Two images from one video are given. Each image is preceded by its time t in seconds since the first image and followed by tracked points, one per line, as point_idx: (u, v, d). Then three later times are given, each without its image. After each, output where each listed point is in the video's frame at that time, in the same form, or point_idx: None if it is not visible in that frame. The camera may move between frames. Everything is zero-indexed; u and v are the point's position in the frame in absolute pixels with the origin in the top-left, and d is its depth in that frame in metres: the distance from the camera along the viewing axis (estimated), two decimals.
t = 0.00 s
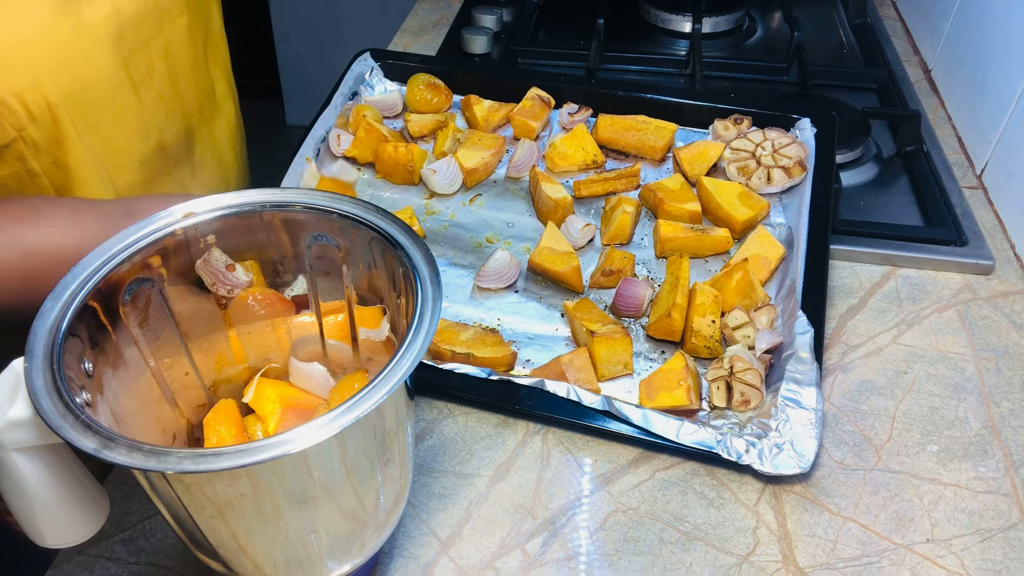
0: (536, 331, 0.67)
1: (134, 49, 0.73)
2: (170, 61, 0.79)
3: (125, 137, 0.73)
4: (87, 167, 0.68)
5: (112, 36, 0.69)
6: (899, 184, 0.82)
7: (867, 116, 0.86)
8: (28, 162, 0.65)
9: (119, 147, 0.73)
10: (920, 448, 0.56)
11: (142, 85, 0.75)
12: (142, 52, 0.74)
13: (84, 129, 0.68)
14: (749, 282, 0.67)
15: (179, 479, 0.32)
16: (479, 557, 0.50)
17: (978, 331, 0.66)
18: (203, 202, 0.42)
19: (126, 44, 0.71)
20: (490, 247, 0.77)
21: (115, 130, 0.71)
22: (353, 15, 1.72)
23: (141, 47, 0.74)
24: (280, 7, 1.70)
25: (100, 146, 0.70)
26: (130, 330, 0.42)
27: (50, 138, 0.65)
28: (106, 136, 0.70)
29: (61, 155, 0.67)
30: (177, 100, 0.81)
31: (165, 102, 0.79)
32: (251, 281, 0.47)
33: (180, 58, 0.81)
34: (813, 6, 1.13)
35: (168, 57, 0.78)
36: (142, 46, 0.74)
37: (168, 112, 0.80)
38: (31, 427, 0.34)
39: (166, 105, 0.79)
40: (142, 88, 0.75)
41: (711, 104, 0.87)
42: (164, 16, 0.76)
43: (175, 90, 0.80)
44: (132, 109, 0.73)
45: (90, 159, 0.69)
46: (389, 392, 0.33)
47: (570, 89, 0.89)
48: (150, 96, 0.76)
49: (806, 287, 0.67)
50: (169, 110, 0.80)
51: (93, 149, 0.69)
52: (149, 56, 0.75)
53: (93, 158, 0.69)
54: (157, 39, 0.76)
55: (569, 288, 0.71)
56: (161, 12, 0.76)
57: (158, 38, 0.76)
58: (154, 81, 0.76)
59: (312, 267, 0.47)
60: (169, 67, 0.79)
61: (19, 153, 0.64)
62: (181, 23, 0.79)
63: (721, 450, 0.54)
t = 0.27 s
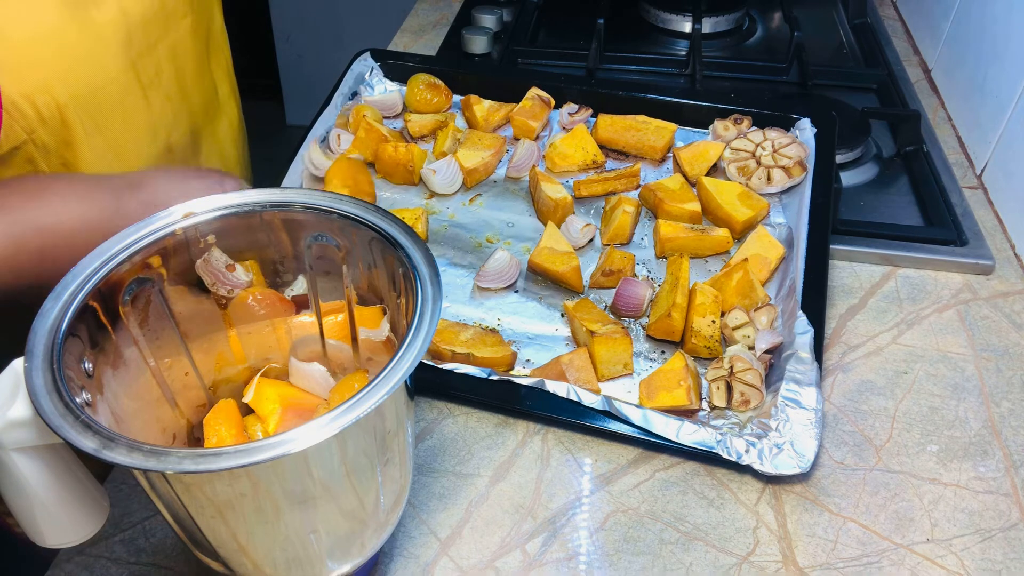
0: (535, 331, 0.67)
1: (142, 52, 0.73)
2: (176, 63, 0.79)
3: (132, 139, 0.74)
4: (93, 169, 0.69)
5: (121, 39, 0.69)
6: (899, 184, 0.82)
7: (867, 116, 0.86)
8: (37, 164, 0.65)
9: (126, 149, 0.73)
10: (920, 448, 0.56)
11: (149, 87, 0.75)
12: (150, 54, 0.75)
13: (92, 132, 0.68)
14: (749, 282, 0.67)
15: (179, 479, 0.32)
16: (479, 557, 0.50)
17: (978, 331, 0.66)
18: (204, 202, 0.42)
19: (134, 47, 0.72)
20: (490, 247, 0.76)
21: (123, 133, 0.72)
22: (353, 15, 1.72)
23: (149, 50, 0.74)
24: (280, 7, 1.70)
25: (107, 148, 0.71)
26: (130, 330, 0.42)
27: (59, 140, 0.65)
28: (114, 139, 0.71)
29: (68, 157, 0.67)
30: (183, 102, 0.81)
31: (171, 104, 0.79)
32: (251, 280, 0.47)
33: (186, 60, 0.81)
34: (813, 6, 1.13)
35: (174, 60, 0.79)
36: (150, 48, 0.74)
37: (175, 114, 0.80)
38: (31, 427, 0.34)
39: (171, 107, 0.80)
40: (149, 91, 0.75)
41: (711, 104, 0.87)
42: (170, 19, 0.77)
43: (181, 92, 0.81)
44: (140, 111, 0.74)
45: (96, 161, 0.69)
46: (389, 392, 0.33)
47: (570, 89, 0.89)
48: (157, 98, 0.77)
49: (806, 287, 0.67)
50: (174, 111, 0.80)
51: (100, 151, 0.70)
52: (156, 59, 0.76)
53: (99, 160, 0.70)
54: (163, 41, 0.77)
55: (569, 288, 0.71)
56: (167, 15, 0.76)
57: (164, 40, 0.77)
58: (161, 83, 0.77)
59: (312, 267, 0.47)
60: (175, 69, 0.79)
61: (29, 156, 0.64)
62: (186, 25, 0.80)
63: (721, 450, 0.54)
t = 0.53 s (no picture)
0: (535, 331, 0.67)
1: (142, 53, 0.73)
2: (175, 63, 0.80)
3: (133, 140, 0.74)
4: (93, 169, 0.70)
5: (121, 41, 0.70)
6: (899, 184, 0.82)
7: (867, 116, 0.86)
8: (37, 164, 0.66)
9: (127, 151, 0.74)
10: (919, 448, 0.56)
11: (150, 89, 0.75)
12: (149, 55, 0.75)
13: (92, 133, 0.69)
14: (748, 283, 0.67)
15: (179, 479, 0.32)
16: (479, 557, 0.50)
17: (978, 331, 0.66)
18: (204, 202, 0.42)
19: (135, 48, 0.72)
20: (490, 248, 0.77)
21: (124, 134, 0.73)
22: (353, 15, 1.72)
23: (149, 51, 0.74)
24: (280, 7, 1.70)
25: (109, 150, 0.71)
26: (130, 330, 0.42)
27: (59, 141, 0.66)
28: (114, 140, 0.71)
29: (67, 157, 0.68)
30: (183, 102, 0.82)
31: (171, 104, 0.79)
32: (251, 280, 0.47)
33: (185, 60, 0.81)
34: (812, 6, 1.13)
35: (173, 60, 0.79)
36: (150, 49, 0.74)
37: (175, 114, 0.80)
38: (31, 426, 0.34)
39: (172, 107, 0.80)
40: (150, 92, 0.75)
41: (711, 104, 0.87)
42: (169, 19, 0.76)
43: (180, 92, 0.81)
44: (140, 112, 0.74)
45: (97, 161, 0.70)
46: (389, 392, 0.33)
47: (571, 89, 0.89)
48: (157, 100, 0.77)
49: (806, 288, 0.67)
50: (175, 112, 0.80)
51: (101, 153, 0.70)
52: (156, 59, 0.76)
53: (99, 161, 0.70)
54: (163, 41, 0.76)
55: (569, 288, 0.71)
56: (166, 15, 0.76)
57: (164, 41, 0.77)
58: (161, 84, 0.77)
59: (312, 267, 0.47)
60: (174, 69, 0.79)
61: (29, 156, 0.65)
62: (184, 25, 0.80)
63: (720, 451, 0.54)
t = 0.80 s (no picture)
0: (534, 332, 0.67)
1: (140, 52, 0.73)
2: (173, 61, 0.80)
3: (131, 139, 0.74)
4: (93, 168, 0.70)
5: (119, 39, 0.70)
6: (899, 184, 0.82)
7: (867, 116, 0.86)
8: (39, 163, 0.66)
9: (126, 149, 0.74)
10: (920, 448, 0.56)
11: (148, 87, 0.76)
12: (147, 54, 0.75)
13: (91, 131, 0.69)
14: (748, 283, 0.67)
15: (179, 479, 0.32)
16: (479, 557, 0.50)
17: (978, 331, 0.66)
18: (204, 202, 0.42)
19: (133, 47, 0.72)
20: (490, 248, 0.76)
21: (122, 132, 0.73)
22: (353, 15, 1.72)
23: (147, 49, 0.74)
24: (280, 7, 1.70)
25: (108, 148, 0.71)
26: (130, 330, 0.42)
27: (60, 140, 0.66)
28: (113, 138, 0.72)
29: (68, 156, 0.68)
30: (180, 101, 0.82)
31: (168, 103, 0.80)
32: (251, 281, 0.47)
33: (183, 58, 0.81)
34: (812, 6, 1.13)
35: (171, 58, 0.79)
36: (148, 48, 0.75)
37: (172, 113, 0.81)
38: (31, 427, 0.34)
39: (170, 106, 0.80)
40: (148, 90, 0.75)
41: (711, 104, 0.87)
42: (167, 17, 0.77)
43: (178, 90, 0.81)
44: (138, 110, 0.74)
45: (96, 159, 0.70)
46: (389, 392, 0.33)
47: (572, 89, 0.89)
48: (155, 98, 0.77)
49: (806, 288, 0.67)
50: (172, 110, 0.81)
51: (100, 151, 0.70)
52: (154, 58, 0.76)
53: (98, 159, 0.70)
54: (160, 40, 0.76)
55: (569, 288, 0.71)
56: (164, 14, 0.76)
57: (162, 40, 0.77)
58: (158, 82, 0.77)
59: (312, 267, 0.47)
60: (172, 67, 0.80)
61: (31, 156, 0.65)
62: (183, 23, 0.80)
63: (719, 452, 0.53)
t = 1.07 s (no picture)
0: (528, 330, 0.67)
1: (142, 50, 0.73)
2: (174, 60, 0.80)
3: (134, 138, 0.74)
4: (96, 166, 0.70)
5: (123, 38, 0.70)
6: (898, 184, 0.82)
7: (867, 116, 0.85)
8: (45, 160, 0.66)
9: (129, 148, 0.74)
10: (920, 448, 0.56)
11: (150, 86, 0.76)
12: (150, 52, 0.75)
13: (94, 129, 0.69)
14: (743, 286, 0.67)
15: (179, 479, 0.32)
16: (479, 556, 0.50)
17: (978, 331, 0.66)
18: (204, 202, 0.42)
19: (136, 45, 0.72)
20: (486, 246, 0.77)
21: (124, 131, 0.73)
22: (353, 15, 1.72)
23: (150, 48, 0.74)
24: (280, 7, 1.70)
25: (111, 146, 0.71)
26: (130, 330, 0.42)
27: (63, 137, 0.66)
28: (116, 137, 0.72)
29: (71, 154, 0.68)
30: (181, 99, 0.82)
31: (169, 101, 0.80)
32: (251, 281, 0.47)
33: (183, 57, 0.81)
34: (812, 6, 1.13)
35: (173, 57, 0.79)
36: (150, 46, 0.74)
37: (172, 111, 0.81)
38: (31, 426, 0.34)
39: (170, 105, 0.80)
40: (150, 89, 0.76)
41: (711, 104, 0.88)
42: (169, 16, 0.76)
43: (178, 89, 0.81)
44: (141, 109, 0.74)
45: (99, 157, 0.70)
46: (389, 392, 0.33)
47: (574, 89, 0.89)
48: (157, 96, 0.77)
49: (801, 291, 0.67)
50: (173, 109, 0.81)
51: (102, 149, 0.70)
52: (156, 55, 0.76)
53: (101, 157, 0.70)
54: (162, 39, 0.77)
55: (564, 288, 0.71)
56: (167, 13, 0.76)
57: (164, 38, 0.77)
58: (160, 81, 0.77)
59: (312, 267, 0.47)
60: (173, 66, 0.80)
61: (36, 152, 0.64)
62: (184, 22, 0.80)
63: (707, 454, 0.54)
